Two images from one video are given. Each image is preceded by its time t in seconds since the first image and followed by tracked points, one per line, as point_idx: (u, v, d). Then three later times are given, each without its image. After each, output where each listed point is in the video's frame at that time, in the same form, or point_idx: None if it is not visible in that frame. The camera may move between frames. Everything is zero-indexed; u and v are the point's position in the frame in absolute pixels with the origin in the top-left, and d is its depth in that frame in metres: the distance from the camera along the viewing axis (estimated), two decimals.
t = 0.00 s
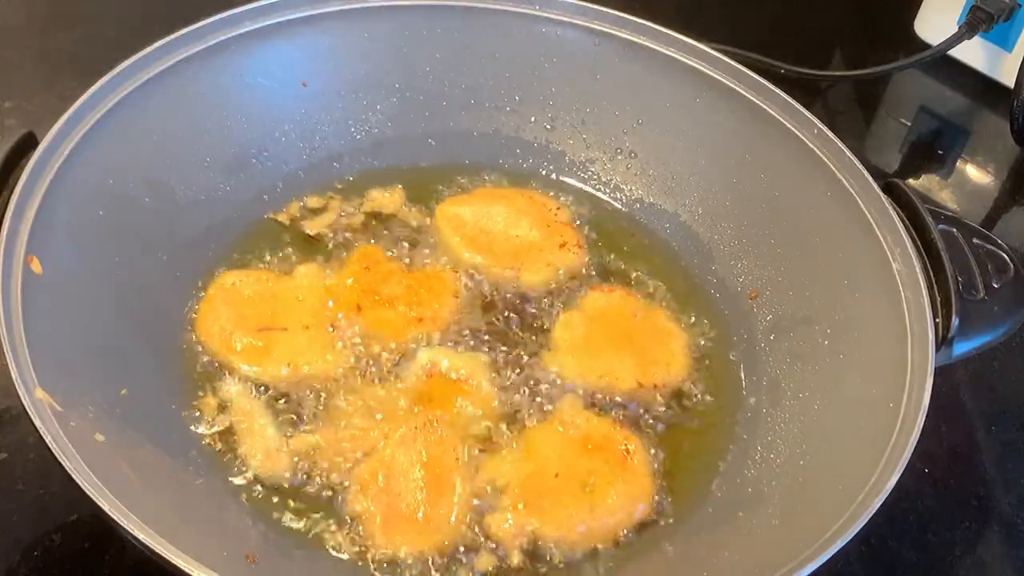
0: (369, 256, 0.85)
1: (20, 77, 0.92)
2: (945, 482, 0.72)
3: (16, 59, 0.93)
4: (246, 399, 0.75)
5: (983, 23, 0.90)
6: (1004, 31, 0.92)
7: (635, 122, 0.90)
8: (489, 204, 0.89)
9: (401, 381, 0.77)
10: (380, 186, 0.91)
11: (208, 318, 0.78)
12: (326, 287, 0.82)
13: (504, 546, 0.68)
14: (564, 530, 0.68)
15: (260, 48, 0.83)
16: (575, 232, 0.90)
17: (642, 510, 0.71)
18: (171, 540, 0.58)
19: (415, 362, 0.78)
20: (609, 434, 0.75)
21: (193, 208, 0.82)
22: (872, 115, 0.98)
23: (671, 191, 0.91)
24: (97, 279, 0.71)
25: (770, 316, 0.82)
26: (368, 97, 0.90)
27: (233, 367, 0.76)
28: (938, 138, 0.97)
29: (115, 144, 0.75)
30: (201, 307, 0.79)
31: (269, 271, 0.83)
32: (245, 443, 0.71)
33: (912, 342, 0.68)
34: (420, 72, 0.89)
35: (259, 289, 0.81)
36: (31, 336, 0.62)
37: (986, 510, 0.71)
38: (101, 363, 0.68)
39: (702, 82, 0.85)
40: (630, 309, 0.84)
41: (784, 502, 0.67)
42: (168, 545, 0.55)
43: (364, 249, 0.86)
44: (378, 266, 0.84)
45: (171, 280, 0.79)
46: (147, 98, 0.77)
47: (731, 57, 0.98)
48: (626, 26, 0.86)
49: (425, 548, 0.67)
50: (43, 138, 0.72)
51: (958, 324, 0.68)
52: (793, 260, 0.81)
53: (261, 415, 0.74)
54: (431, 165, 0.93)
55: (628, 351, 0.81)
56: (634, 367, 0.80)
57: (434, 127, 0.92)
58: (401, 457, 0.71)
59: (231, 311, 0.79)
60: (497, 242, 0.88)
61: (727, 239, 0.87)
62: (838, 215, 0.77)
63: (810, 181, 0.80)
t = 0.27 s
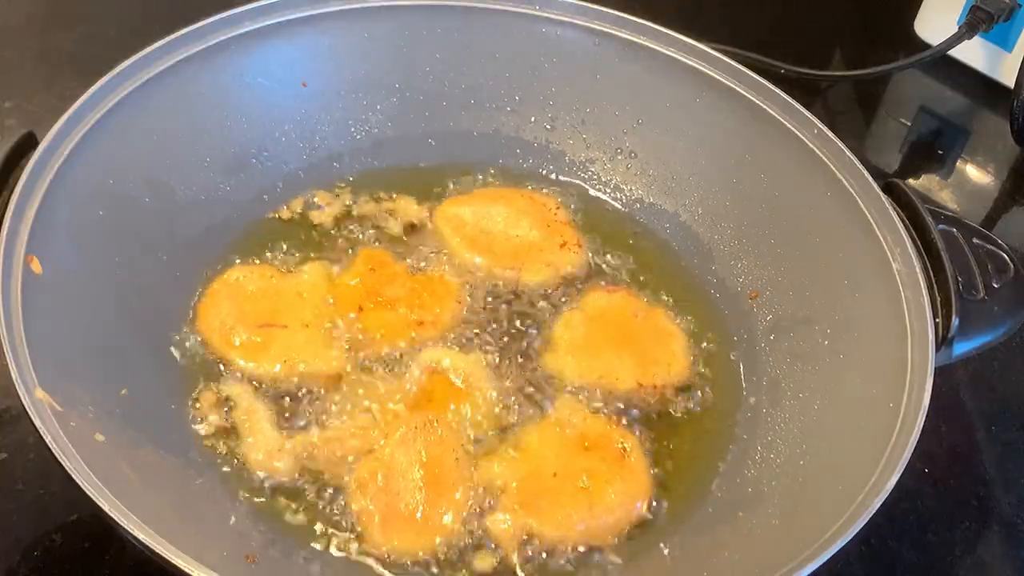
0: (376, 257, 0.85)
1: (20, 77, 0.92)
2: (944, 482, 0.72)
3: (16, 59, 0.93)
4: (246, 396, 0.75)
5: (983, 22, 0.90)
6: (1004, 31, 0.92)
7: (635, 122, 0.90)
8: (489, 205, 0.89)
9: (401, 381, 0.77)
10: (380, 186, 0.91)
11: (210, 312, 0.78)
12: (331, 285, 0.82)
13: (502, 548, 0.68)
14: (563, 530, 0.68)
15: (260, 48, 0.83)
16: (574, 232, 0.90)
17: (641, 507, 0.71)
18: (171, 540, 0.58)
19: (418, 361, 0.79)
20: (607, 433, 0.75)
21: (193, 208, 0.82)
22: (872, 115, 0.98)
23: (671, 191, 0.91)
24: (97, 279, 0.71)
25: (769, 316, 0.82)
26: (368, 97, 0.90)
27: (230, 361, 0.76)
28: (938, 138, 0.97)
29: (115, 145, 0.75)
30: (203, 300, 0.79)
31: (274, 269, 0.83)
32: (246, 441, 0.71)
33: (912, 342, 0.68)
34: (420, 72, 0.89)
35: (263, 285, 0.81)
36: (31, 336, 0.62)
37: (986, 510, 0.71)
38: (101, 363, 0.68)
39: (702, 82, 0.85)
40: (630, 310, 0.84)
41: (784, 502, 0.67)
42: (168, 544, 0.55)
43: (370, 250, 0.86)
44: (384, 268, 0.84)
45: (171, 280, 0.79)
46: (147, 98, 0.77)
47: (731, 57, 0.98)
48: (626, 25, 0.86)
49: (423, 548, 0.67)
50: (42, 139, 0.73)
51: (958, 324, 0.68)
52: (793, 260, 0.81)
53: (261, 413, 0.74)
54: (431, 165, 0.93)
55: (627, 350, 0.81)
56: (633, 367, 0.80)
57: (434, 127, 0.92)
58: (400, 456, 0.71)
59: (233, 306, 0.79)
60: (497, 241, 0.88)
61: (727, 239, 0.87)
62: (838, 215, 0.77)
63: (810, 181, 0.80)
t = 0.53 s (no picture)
0: (380, 260, 0.85)
1: (20, 77, 0.92)
2: (945, 482, 0.72)
3: (16, 59, 0.93)
4: (246, 395, 0.75)
5: (983, 23, 0.90)
6: (1004, 31, 0.92)
7: (635, 122, 0.91)
8: (489, 205, 0.89)
9: (401, 381, 0.77)
10: (380, 186, 0.91)
11: (212, 307, 0.79)
12: (334, 286, 0.82)
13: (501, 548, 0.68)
14: (562, 530, 0.68)
15: (260, 48, 0.83)
16: (574, 230, 0.90)
17: (639, 509, 0.71)
18: (171, 540, 0.58)
19: (421, 364, 0.79)
20: (607, 433, 0.75)
21: (193, 208, 0.82)
22: (872, 115, 0.98)
23: (671, 191, 0.91)
24: (97, 279, 0.71)
25: (769, 316, 0.82)
26: (368, 97, 0.90)
27: (230, 356, 0.77)
28: (937, 138, 0.97)
29: (115, 144, 0.75)
30: (207, 296, 0.80)
31: (278, 266, 0.83)
32: (246, 441, 0.71)
33: (912, 342, 0.68)
34: (420, 72, 0.89)
35: (267, 282, 0.81)
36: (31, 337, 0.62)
37: (986, 510, 0.71)
38: (102, 363, 0.68)
39: (702, 82, 0.85)
40: (631, 310, 0.84)
41: (784, 502, 0.67)
42: (168, 545, 0.55)
43: (376, 252, 0.86)
44: (387, 269, 0.84)
45: (171, 280, 0.79)
46: (147, 98, 0.77)
47: (731, 57, 0.98)
48: (627, 26, 0.86)
49: (422, 548, 0.67)
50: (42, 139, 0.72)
51: (958, 324, 0.69)
52: (793, 259, 0.81)
53: (261, 412, 0.73)
54: (431, 166, 0.93)
55: (627, 350, 0.81)
56: (633, 368, 0.80)
57: (434, 127, 0.92)
58: (400, 455, 0.72)
59: (236, 303, 0.79)
60: (497, 241, 0.88)
61: (727, 239, 0.87)
62: (838, 215, 0.77)
63: (810, 181, 0.80)
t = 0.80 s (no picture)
0: (380, 258, 0.85)
1: (20, 77, 0.92)
2: (944, 482, 0.72)
3: (16, 59, 0.93)
4: (247, 395, 0.75)
5: (983, 22, 0.90)
6: (1004, 31, 0.92)
7: (635, 122, 0.90)
8: (490, 206, 0.89)
9: (400, 381, 0.77)
10: (380, 186, 0.91)
11: (212, 306, 0.79)
12: (334, 286, 0.82)
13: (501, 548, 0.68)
14: (562, 530, 0.68)
15: (260, 48, 0.83)
16: (573, 228, 0.90)
17: (640, 512, 0.70)
18: (171, 540, 0.58)
19: (422, 364, 0.78)
20: (609, 434, 0.75)
21: (193, 208, 0.82)
22: (872, 115, 0.98)
23: (671, 191, 0.91)
24: (97, 279, 0.71)
25: (769, 316, 0.82)
26: (368, 97, 0.90)
27: (229, 355, 0.77)
28: (937, 138, 0.97)
29: (115, 144, 0.75)
30: (207, 295, 0.80)
31: (278, 266, 0.83)
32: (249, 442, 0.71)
33: (912, 342, 0.68)
34: (420, 72, 0.89)
35: (268, 283, 0.81)
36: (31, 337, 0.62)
37: (986, 510, 0.71)
38: (102, 363, 0.68)
39: (702, 82, 0.85)
40: (631, 311, 0.84)
41: (784, 502, 0.67)
42: (168, 545, 0.55)
43: (376, 250, 0.86)
44: (387, 268, 0.84)
45: (171, 280, 0.79)
46: (147, 98, 0.77)
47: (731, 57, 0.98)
48: (627, 25, 0.86)
49: (422, 548, 0.67)
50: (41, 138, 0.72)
51: (958, 324, 0.68)
52: (793, 259, 0.81)
53: (262, 413, 0.73)
54: (430, 166, 0.93)
55: (626, 351, 0.81)
56: (633, 370, 0.80)
57: (434, 127, 0.92)
58: (400, 456, 0.72)
59: (235, 302, 0.79)
60: (497, 241, 0.88)
61: (727, 239, 0.87)
62: (838, 215, 0.77)
63: (810, 181, 0.80)
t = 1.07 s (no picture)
0: (379, 257, 0.85)
1: (20, 77, 0.92)
2: (944, 482, 0.72)
3: (16, 59, 0.93)
4: (249, 397, 0.75)
5: (983, 22, 0.90)
6: (1004, 31, 0.92)
7: (635, 122, 0.90)
8: (489, 207, 0.89)
9: (401, 381, 0.77)
10: (380, 186, 0.91)
11: (212, 307, 0.79)
12: (334, 286, 0.82)
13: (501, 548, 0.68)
14: (562, 530, 0.68)
15: (260, 48, 0.83)
16: (574, 227, 0.90)
17: (639, 513, 0.70)
18: (171, 540, 0.58)
19: (422, 364, 0.78)
20: (610, 435, 0.75)
21: (193, 208, 0.82)
22: (872, 115, 0.98)
23: (671, 191, 0.91)
24: (97, 279, 0.71)
25: (769, 316, 0.82)
26: (368, 97, 0.90)
27: (230, 355, 0.77)
28: (937, 138, 0.97)
29: (115, 144, 0.75)
30: (207, 295, 0.80)
31: (279, 266, 0.83)
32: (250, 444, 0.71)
33: (912, 342, 0.67)
34: (420, 72, 0.89)
35: (268, 283, 0.81)
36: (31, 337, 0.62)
37: (986, 510, 0.71)
38: (101, 363, 0.68)
39: (702, 82, 0.85)
40: (632, 314, 0.84)
41: (784, 502, 0.67)
42: (168, 545, 0.55)
43: (374, 249, 0.86)
44: (387, 268, 0.84)
45: (171, 280, 0.79)
46: (146, 98, 0.77)
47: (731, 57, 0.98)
48: (626, 26, 0.86)
49: (421, 549, 0.67)
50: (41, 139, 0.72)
51: (958, 324, 0.68)
52: (793, 259, 0.81)
53: (263, 415, 0.73)
54: (430, 166, 0.93)
55: (626, 353, 0.81)
56: (633, 372, 0.80)
57: (434, 127, 0.92)
58: (400, 456, 0.72)
59: (235, 303, 0.79)
60: (497, 242, 0.88)
61: (727, 239, 0.87)
62: (838, 215, 0.77)
63: (810, 181, 0.80)
